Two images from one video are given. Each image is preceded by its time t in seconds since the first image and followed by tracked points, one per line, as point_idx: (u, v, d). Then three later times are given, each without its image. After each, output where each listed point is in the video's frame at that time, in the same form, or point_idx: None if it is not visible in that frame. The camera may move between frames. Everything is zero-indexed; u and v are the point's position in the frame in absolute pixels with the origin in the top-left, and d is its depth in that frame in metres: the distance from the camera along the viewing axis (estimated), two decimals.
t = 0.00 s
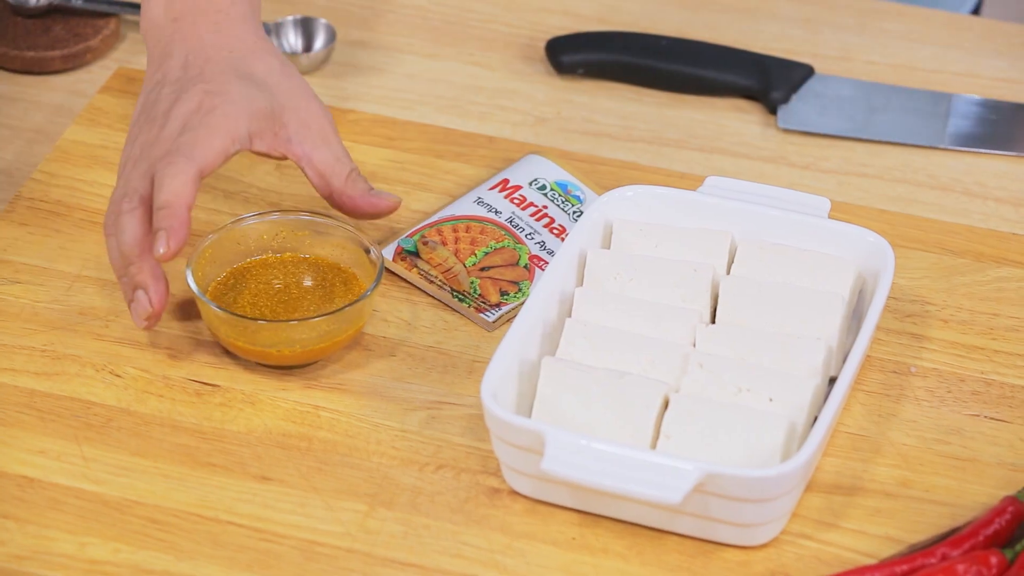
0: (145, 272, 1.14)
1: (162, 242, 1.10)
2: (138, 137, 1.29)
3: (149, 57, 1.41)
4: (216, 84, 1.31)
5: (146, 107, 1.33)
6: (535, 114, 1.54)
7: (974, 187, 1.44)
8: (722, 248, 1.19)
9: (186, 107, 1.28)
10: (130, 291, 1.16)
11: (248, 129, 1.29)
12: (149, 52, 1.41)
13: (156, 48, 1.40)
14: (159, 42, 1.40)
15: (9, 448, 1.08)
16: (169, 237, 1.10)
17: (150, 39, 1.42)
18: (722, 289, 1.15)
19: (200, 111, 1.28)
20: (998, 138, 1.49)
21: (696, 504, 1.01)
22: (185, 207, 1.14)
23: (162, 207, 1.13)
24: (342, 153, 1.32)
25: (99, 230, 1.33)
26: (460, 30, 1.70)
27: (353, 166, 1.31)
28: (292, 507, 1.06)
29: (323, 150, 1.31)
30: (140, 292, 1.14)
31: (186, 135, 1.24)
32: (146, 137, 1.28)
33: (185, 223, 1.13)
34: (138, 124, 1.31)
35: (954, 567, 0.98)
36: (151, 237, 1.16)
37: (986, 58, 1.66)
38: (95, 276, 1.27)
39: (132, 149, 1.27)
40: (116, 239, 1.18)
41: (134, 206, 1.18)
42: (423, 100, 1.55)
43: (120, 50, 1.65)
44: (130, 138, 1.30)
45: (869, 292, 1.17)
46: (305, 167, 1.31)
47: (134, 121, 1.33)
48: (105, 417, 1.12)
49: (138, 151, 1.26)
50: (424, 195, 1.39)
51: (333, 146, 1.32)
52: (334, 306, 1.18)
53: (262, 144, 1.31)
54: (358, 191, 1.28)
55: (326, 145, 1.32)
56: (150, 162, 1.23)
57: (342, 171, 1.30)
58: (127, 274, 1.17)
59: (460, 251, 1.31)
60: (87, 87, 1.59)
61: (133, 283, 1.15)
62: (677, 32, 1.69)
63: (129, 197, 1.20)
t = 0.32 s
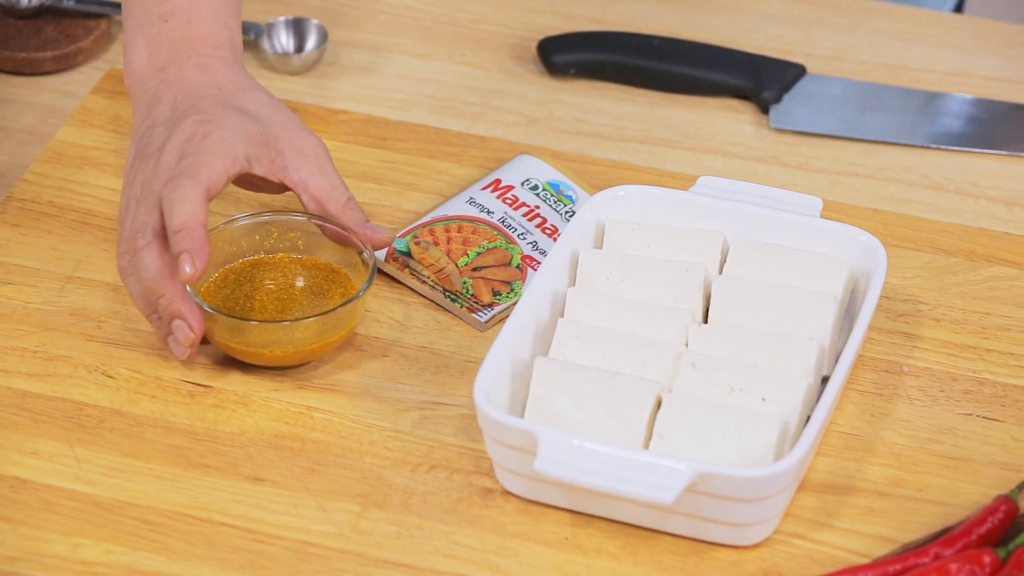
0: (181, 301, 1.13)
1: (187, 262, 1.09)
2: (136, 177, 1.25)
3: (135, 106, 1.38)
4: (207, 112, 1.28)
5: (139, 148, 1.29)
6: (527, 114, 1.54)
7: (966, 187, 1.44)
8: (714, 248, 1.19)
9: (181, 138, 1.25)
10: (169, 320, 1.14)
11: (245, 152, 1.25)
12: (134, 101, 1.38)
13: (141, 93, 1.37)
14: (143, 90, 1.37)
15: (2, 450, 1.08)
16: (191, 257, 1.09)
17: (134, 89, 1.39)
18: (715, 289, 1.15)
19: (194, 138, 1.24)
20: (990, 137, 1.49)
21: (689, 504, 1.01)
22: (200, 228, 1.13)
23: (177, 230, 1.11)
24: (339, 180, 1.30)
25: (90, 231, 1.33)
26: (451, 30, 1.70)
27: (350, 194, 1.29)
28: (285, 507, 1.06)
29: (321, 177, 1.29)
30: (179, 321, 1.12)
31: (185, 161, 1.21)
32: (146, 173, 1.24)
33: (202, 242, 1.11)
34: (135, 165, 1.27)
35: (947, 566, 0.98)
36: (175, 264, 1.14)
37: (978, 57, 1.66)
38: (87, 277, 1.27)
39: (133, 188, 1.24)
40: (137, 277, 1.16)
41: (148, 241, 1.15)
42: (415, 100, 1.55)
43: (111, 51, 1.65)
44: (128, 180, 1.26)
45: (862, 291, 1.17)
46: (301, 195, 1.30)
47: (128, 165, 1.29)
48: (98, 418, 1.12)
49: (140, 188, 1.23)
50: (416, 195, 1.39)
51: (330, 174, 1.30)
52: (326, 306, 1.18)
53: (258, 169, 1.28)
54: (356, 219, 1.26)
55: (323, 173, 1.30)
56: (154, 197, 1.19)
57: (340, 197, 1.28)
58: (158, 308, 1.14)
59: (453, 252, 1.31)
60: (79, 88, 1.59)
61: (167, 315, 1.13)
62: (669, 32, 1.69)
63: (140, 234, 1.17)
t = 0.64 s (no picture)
0: (155, 272, 1.12)
1: (156, 220, 1.12)
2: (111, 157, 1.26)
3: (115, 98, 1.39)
4: (184, 94, 1.28)
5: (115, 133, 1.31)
6: (507, 114, 1.54)
7: (945, 186, 1.44)
8: (693, 248, 1.19)
9: (153, 115, 1.26)
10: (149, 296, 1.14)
11: (219, 129, 1.25)
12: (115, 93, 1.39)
13: (117, 82, 1.37)
14: (119, 80, 1.37)
15: None
16: (159, 212, 1.12)
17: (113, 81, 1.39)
18: (694, 289, 1.15)
19: (166, 113, 1.25)
20: (969, 136, 1.49)
21: (669, 504, 1.01)
22: (168, 185, 1.16)
23: (146, 187, 1.15)
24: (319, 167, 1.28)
25: (69, 234, 1.32)
26: (430, 30, 1.69)
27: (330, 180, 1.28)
28: (265, 509, 1.05)
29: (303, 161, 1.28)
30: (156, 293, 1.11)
31: (155, 132, 1.22)
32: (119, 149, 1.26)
33: (168, 199, 1.15)
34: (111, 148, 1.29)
35: (927, 564, 0.98)
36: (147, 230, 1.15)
37: (957, 56, 1.66)
38: (66, 280, 1.26)
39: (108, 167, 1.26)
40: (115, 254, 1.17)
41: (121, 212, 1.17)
42: (394, 101, 1.55)
43: (89, 53, 1.64)
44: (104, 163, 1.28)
45: (841, 290, 1.17)
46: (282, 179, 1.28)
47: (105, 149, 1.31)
48: (77, 421, 1.12)
49: (114, 164, 1.24)
50: (395, 195, 1.39)
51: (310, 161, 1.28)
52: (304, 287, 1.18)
53: (234, 148, 1.27)
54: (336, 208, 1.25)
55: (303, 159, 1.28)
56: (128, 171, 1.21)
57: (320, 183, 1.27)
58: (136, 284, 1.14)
59: (432, 252, 1.31)
60: (57, 91, 1.59)
61: (143, 286, 1.12)
62: (649, 31, 1.69)
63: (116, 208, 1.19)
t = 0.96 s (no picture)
0: (251, 130, 1.05)
1: (253, 72, 1.04)
2: (168, 31, 1.19)
3: None
4: None
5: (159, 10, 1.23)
6: (484, 114, 1.53)
7: (923, 183, 1.44)
8: (672, 247, 1.19)
9: None
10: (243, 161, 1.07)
11: None
12: None
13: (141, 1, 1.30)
14: None
15: None
16: (254, 67, 1.05)
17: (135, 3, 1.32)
18: (673, 288, 1.15)
19: None
20: (947, 134, 1.49)
21: (648, 504, 1.01)
22: (256, 40, 1.09)
23: (236, 42, 1.07)
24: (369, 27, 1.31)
25: (46, 235, 1.32)
26: (407, 30, 1.69)
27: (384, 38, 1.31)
28: (244, 510, 1.05)
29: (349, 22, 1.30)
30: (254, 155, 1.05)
31: None
32: (178, 23, 1.18)
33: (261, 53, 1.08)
34: (160, 25, 1.21)
35: (906, 562, 0.98)
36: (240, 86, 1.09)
37: (933, 54, 1.66)
38: (45, 281, 1.26)
39: (169, 42, 1.18)
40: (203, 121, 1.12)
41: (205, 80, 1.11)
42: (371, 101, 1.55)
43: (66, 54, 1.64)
44: (160, 42, 1.20)
45: (819, 289, 1.17)
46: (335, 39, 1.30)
47: (152, 29, 1.23)
48: (56, 423, 1.12)
49: (179, 38, 1.17)
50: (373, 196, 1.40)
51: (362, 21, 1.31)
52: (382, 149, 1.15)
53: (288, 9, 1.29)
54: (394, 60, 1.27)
55: (356, 20, 1.30)
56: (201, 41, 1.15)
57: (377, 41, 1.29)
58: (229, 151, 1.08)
59: (410, 252, 1.30)
60: (33, 92, 1.59)
61: (235, 149, 1.06)
62: (626, 30, 1.69)
63: (195, 77, 1.13)
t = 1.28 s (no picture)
0: (459, 99, 1.03)
1: (476, 46, 0.98)
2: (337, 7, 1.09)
3: None
4: None
5: None
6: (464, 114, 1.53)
7: (903, 182, 1.44)
8: (652, 247, 1.19)
9: None
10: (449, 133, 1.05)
11: None
12: None
13: (283, 16, 1.23)
14: None
15: None
16: (477, 41, 0.98)
17: (278, 16, 1.25)
18: (654, 287, 1.15)
19: None
20: (928, 133, 1.50)
21: (630, 504, 1.00)
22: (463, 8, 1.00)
23: (447, 15, 0.98)
24: None
25: (27, 237, 1.32)
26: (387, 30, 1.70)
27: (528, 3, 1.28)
28: (225, 512, 1.05)
29: None
30: (465, 125, 1.03)
31: None
32: None
33: (475, 24, 1.00)
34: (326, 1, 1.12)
35: (888, 561, 0.98)
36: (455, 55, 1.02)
37: (913, 53, 1.67)
38: (25, 284, 1.26)
39: (339, 17, 1.08)
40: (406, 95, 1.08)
41: (398, 48, 1.03)
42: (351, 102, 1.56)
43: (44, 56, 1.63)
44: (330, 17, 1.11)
45: (800, 288, 1.17)
46: None
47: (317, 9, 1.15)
48: (36, 425, 1.11)
49: (354, 10, 1.07)
50: (353, 197, 1.40)
51: None
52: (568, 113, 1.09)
53: None
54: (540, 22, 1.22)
55: None
56: (382, 12, 1.05)
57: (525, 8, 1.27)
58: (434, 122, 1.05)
59: (392, 253, 1.30)
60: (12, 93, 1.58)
61: (446, 120, 1.03)
62: (606, 29, 1.69)
63: (387, 47, 1.04)
